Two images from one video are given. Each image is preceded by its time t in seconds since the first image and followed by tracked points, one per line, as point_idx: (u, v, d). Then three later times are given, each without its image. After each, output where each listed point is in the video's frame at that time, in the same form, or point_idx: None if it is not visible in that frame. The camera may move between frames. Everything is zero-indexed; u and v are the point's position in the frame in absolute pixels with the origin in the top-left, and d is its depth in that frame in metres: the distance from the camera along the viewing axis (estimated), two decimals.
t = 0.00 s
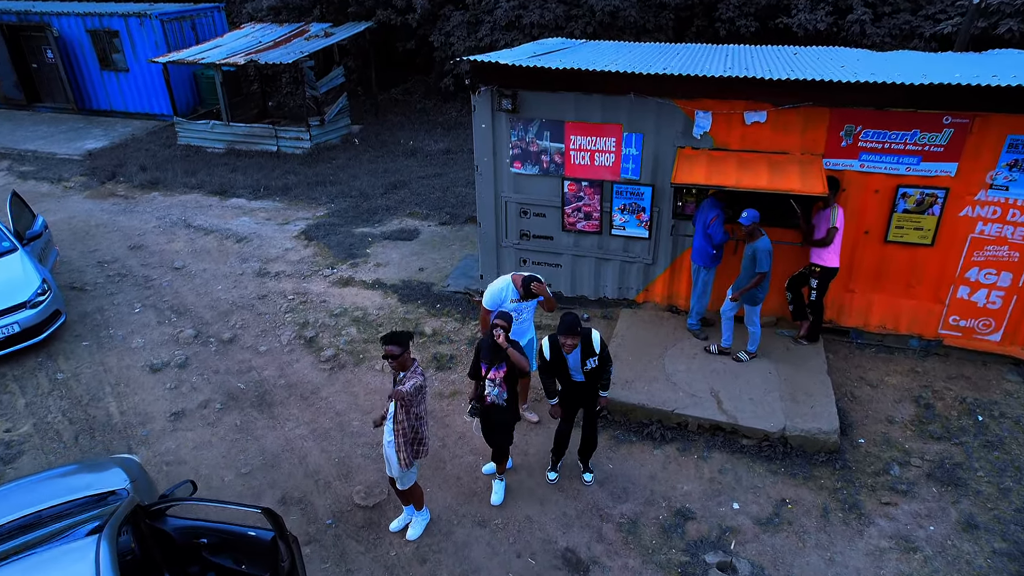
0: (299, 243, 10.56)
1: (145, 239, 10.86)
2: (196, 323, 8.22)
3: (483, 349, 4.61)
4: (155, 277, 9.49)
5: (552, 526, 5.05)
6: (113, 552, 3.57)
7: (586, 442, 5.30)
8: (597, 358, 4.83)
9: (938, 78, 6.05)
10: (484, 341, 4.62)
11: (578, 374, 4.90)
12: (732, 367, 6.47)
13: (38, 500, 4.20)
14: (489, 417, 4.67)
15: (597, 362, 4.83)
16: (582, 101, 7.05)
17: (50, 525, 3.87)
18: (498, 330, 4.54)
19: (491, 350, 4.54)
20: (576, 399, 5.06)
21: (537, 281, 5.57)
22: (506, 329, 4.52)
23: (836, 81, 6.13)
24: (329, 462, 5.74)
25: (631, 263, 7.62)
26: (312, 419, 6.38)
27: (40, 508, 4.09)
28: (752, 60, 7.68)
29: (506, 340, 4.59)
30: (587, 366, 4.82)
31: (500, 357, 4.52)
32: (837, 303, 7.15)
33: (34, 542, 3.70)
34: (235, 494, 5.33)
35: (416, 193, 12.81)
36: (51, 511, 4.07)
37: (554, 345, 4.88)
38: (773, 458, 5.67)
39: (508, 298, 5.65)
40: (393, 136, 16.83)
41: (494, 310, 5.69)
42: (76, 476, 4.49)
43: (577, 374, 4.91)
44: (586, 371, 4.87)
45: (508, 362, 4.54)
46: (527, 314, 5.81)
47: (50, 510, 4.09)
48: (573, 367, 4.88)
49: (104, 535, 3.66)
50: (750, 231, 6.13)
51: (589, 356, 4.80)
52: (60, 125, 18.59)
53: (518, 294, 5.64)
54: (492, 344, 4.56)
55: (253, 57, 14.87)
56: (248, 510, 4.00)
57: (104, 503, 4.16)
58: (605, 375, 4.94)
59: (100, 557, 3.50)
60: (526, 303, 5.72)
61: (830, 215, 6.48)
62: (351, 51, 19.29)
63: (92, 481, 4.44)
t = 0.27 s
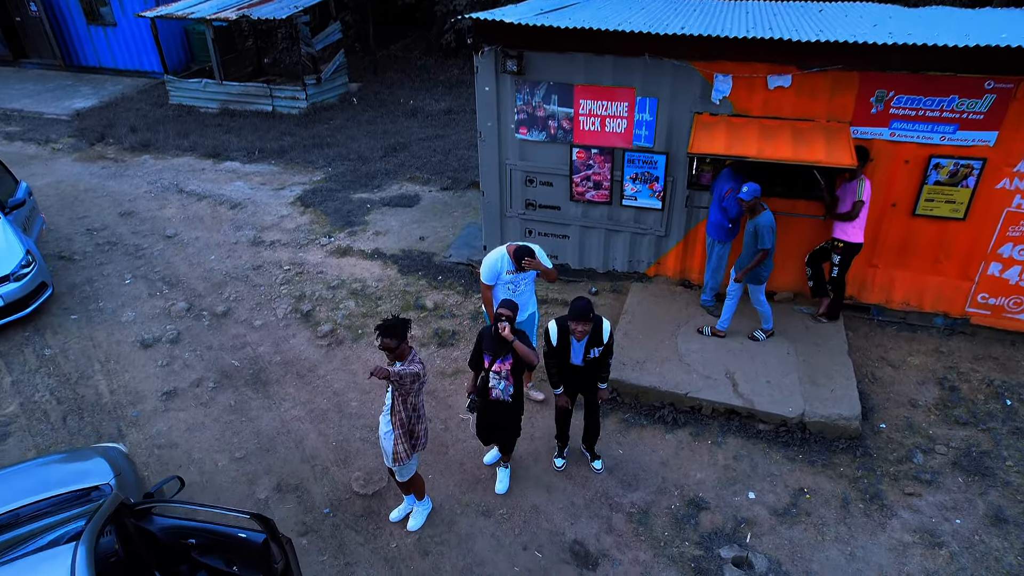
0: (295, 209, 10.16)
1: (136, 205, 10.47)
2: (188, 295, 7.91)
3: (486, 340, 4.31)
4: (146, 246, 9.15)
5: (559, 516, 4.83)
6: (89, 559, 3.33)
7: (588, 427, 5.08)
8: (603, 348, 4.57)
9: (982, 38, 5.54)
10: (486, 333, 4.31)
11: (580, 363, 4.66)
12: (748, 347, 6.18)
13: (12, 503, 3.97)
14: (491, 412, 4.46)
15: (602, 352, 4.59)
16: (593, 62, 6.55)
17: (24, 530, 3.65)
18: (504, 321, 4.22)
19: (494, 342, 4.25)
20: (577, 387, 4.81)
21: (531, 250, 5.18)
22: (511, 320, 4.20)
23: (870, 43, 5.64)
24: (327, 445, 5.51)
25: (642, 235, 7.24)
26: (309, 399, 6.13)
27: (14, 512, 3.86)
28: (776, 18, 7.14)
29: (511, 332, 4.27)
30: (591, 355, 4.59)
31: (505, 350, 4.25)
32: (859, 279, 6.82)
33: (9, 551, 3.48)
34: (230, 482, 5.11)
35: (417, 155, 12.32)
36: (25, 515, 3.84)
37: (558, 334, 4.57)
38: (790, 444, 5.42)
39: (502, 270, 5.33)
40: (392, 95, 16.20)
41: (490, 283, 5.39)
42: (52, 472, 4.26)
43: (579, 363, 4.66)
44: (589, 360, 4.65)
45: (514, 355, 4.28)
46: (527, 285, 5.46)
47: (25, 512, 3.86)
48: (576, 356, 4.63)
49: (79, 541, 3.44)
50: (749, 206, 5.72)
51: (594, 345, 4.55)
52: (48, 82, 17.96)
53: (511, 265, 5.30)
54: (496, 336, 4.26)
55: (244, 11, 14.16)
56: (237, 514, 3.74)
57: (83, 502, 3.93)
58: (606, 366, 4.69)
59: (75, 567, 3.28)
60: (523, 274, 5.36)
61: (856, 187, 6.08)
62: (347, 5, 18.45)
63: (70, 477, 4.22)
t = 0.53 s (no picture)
0: (290, 165, 9.74)
1: (124, 160, 10.05)
2: (180, 257, 7.62)
3: (488, 319, 4.06)
4: (136, 204, 8.79)
5: (566, 494, 4.67)
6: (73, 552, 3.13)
7: (595, 404, 4.81)
8: (608, 326, 4.28)
9: None
10: (490, 311, 4.05)
11: (582, 336, 4.40)
12: (763, 315, 5.91)
13: None
14: (498, 391, 4.29)
15: (606, 329, 4.30)
16: (604, 10, 6.06)
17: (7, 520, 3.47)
18: (507, 299, 3.93)
19: (498, 322, 3.99)
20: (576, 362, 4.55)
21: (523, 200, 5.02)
22: (515, 298, 3.93)
23: None
24: (325, 418, 5.33)
25: (653, 196, 6.86)
26: (306, 368, 5.91)
27: None
28: None
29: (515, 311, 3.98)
30: (593, 331, 4.31)
31: (509, 330, 4.00)
32: (880, 244, 6.50)
33: None
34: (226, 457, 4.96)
35: (417, 106, 11.78)
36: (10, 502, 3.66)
37: (565, 304, 4.26)
38: (806, 418, 5.21)
39: (498, 224, 5.21)
40: (390, 42, 15.45)
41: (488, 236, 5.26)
42: (37, 452, 4.06)
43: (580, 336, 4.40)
44: (591, 335, 4.36)
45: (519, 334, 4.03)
46: (526, 244, 5.25)
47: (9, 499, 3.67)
48: (580, 328, 4.35)
49: (63, 533, 3.23)
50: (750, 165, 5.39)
51: (599, 321, 4.26)
52: (29, 28, 17.18)
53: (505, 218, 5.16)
54: (499, 315, 4.00)
55: None
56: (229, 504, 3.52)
57: (69, 488, 3.74)
58: (606, 348, 4.36)
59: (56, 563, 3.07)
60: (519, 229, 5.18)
61: (884, 147, 5.64)
62: None
63: (57, 459, 4.02)
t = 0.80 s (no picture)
0: (283, 126, 9.37)
1: (111, 121, 9.68)
2: (171, 224, 7.36)
3: (485, 297, 3.85)
4: (124, 168, 8.48)
5: (572, 473, 4.56)
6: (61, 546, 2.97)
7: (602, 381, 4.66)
8: (613, 297, 3.98)
9: None
10: (487, 290, 3.84)
11: (586, 304, 4.14)
12: (775, 286, 5.69)
13: None
14: (498, 368, 4.12)
15: (612, 301, 4.00)
16: None
17: None
18: (506, 275, 3.70)
19: (496, 300, 3.79)
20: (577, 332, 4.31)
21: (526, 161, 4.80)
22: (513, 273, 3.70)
23: None
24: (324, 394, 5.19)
25: (662, 160, 6.54)
26: (303, 340, 5.74)
27: None
28: None
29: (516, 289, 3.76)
30: (597, 301, 4.04)
31: (511, 307, 3.81)
32: (897, 211, 6.24)
33: None
34: (223, 435, 4.84)
35: (414, 63, 11.30)
36: None
37: (581, 256, 4.00)
38: (818, 394, 5.06)
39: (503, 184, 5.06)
40: None
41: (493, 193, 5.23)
42: (24, 435, 3.89)
43: (584, 303, 4.14)
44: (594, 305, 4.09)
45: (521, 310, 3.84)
46: (530, 210, 5.03)
47: None
48: (585, 293, 4.08)
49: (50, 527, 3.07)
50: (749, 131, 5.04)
51: (606, 290, 3.98)
52: None
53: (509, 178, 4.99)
54: (497, 293, 3.79)
55: None
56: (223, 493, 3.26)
57: (59, 474, 3.59)
58: (606, 323, 4.09)
59: (43, 560, 2.91)
60: (521, 192, 4.98)
61: (908, 110, 5.29)
62: None
63: (45, 442, 3.85)
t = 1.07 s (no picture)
0: (279, 100, 9.14)
1: (102, 95, 9.44)
2: (166, 202, 7.20)
3: (476, 282, 3.71)
4: (117, 144, 8.28)
5: (576, 457, 4.50)
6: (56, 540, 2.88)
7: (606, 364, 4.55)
8: (624, 278, 3.84)
9: None
10: (476, 274, 3.70)
11: (597, 283, 4.01)
12: (782, 266, 5.57)
13: None
14: (493, 354, 4.00)
15: (622, 282, 3.86)
16: None
17: None
18: (498, 258, 3.53)
19: (489, 285, 3.65)
20: (587, 312, 4.20)
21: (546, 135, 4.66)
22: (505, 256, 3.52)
23: None
24: (323, 376, 5.10)
25: (668, 135, 6.35)
26: (302, 322, 5.64)
27: None
28: None
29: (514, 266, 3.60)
30: (608, 281, 3.91)
31: (502, 291, 3.68)
32: (908, 187, 6.06)
33: None
34: (222, 419, 4.77)
35: (412, 35, 11.00)
36: None
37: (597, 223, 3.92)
38: (826, 376, 4.97)
39: (520, 158, 4.93)
40: None
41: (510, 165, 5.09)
42: (18, 421, 3.80)
43: (595, 282, 4.02)
44: (605, 286, 3.97)
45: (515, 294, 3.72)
46: (544, 187, 4.90)
47: None
48: (597, 271, 3.96)
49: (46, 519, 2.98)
50: (739, 108, 4.89)
51: (616, 270, 3.85)
52: None
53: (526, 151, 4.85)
54: (489, 277, 3.65)
55: None
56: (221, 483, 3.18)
57: (54, 462, 3.51)
58: (618, 308, 3.94)
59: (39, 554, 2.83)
60: (538, 168, 4.85)
61: (923, 84, 5.08)
62: None
63: (39, 429, 3.76)
